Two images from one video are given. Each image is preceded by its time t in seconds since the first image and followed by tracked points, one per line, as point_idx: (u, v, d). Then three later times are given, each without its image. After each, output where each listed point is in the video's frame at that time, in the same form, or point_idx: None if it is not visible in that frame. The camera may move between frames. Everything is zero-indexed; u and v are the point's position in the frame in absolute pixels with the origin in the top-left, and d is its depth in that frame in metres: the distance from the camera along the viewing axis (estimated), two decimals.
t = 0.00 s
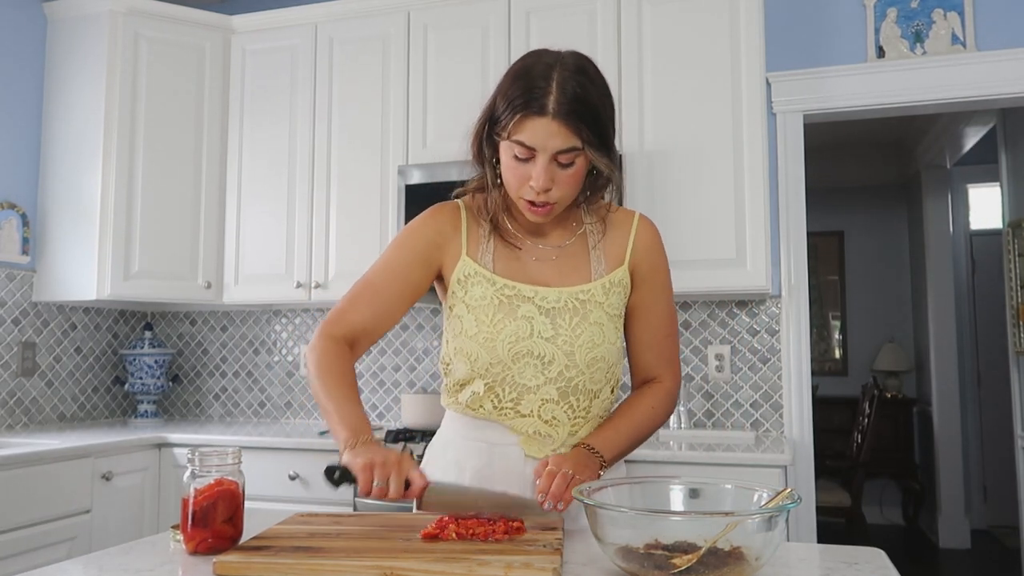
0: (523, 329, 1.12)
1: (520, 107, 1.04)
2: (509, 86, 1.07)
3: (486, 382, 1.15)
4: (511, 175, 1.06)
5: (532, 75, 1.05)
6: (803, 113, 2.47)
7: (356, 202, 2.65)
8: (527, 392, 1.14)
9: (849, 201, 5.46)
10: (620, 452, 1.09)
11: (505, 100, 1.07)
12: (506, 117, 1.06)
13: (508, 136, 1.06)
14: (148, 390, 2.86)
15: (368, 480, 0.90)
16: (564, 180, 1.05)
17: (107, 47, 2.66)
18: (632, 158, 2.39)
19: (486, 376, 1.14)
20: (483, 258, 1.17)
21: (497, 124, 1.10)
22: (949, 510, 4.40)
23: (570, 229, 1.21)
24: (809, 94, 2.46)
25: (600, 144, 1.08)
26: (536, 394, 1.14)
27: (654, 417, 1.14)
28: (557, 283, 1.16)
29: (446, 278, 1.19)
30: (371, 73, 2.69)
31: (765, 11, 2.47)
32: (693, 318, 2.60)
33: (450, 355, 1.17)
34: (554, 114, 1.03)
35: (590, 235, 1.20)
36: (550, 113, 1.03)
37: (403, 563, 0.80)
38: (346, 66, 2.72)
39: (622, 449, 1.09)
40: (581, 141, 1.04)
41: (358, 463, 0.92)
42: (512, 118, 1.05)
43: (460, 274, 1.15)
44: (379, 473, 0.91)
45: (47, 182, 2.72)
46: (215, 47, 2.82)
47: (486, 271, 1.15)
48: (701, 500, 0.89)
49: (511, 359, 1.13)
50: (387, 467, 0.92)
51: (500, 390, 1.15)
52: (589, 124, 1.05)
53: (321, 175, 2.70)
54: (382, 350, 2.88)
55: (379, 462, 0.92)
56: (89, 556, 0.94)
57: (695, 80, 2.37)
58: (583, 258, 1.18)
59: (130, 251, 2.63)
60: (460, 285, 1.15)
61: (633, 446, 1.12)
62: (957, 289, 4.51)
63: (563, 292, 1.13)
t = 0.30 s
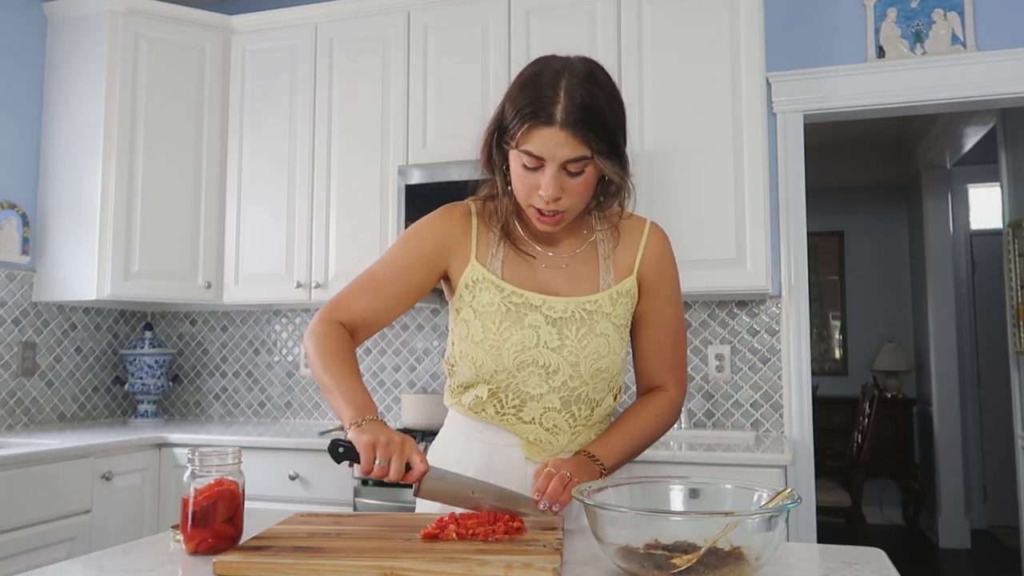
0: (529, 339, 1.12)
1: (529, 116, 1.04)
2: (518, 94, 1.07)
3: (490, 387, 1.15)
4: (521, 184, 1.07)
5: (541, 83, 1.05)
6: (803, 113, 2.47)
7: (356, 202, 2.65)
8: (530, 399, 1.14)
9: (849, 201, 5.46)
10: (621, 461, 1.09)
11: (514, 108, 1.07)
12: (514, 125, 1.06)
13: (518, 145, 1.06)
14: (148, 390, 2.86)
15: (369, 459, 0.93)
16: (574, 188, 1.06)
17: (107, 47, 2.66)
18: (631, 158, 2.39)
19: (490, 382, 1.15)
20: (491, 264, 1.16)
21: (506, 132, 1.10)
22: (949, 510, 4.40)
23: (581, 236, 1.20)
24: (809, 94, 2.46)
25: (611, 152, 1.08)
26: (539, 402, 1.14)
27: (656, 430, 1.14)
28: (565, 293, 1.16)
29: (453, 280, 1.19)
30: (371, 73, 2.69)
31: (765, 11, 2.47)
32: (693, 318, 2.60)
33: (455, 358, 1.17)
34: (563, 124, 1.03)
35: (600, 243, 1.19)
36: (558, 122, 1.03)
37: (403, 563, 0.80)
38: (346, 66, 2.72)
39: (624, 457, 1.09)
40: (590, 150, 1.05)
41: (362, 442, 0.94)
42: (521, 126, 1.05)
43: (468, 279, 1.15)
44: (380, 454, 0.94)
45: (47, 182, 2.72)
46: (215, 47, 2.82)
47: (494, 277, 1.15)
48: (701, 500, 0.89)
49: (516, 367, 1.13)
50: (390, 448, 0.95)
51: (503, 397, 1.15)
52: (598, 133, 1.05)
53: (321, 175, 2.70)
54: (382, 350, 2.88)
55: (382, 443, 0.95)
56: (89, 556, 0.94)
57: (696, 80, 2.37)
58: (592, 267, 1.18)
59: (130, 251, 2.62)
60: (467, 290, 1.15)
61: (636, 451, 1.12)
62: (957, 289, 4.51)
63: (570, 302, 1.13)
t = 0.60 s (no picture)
0: (528, 347, 1.12)
1: (527, 126, 1.03)
2: (517, 102, 1.06)
3: (491, 394, 1.15)
4: (519, 194, 1.07)
5: (540, 91, 1.05)
6: (803, 113, 2.47)
7: (355, 202, 2.65)
8: (530, 405, 1.15)
9: (849, 201, 5.45)
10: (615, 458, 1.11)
11: (512, 116, 1.06)
12: (512, 134, 1.06)
13: (515, 154, 1.06)
14: (148, 390, 2.86)
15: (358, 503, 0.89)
16: (570, 200, 1.06)
17: (107, 47, 2.66)
18: (631, 158, 2.39)
19: (490, 390, 1.15)
20: (489, 273, 1.16)
21: (503, 139, 1.09)
22: (949, 510, 4.40)
23: (578, 241, 1.21)
24: (809, 94, 2.46)
25: (609, 164, 1.08)
26: (539, 407, 1.15)
27: (651, 428, 1.15)
28: (563, 299, 1.16)
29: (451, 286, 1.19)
30: (371, 73, 2.69)
31: (765, 10, 2.47)
32: (693, 318, 2.60)
33: (454, 365, 1.17)
34: (561, 135, 1.02)
35: (598, 248, 1.20)
36: (557, 134, 1.03)
37: (403, 563, 0.80)
38: (346, 66, 2.72)
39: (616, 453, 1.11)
40: (589, 161, 1.04)
41: (346, 487, 0.90)
42: (519, 135, 1.04)
43: (466, 288, 1.15)
44: (367, 494, 0.90)
45: (47, 182, 2.72)
46: (215, 47, 2.82)
47: (492, 286, 1.15)
48: (701, 500, 0.88)
49: (516, 375, 1.13)
50: (377, 486, 0.91)
51: (504, 403, 1.15)
52: (596, 143, 1.05)
53: (321, 175, 2.70)
54: (382, 350, 2.88)
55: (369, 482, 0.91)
56: (89, 556, 0.94)
57: (697, 80, 2.37)
58: (590, 271, 1.18)
59: (130, 252, 2.62)
60: (465, 299, 1.15)
61: (627, 448, 1.13)
62: (957, 289, 4.51)
63: (570, 308, 1.13)
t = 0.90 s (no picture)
0: (531, 345, 1.12)
1: (521, 130, 1.03)
2: (511, 105, 1.06)
3: (493, 394, 1.15)
4: (514, 196, 1.07)
5: (533, 94, 1.05)
6: (803, 113, 2.47)
7: (355, 203, 2.66)
8: (533, 404, 1.15)
9: (849, 201, 5.45)
10: (617, 456, 1.11)
11: (507, 118, 1.06)
12: (506, 138, 1.06)
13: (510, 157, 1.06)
14: (148, 390, 2.86)
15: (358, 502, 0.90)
16: (566, 203, 1.07)
17: (107, 47, 2.66)
18: (631, 158, 2.39)
19: (492, 389, 1.15)
20: (489, 271, 1.17)
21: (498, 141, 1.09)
22: (948, 510, 4.40)
23: (576, 240, 1.21)
24: (810, 94, 2.46)
25: (604, 166, 1.08)
26: (542, 407, 1.15)
27: (650, 426, 1.16)
28: (564, 297, 1.16)
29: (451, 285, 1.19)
30: (371, 73, 2.69)
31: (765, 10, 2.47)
32: (693, 318, 2.60)
33: (455, 365, 1.17)
34: (555, 139, 1.02)
35: (596, 248, 1.20)
36: (550, 138, 1.02)
37: (403, 563, 0.80)
38: (346, 66, 2.72)
39: (618, 451, 1.11)
40: (584, 165, 1.05)
41: (346, 487, 0.91)
42: (513, 139, 1.04)
43: (467, 287, 1.15)
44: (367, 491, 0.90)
45: (47, 182, 2.72)
46: (215, 47, 2.81)
47: (493, 285, 1.15)
48: (701, 500, 0.89)
49: (520, 373, 1.13)
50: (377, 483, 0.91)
51: (506, 402, 1.15)
52: (591, 147, 1.05)
53: (321, 175, 2.70)
54: (382, 349, 2.88)
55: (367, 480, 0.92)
56: (89, 556, 0.94)
57: (698, 81, 2.37)
58: (589, 270, 1.18)
59: (131, 251, 2.63)
60: (466, 297, 1.15)
61: (628, 447, 1.13)
62: (957, 289, 4.51)
63: (571, 306, 1.13)
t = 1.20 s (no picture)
0: (532, 342, 1.12)
1: (516, 133, 1.04)
2: (506, 107, 1.06)
3: (494, 393, 1.14)
4: (510, 198, 1.08)
5: (528, 97, 1.05)
6: (803, 113, 2.47)
7: (355, 203, 2.66)
8: (535, 403, 1.14)
9: (849, 201, 5.45)
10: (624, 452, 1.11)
11: (502, 121, 1.07)
12: (502, 140, 1.06)
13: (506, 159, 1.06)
14: (148, 391, 2.85)
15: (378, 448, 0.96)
16: (563, 204, 1.07)
17: (107, 47, 2.66)
18: (631, 158, 2.39)
19: (494, 388, 1.14)
20: (489, 269, 1.16)
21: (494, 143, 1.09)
22: (948, 510, 4.40)
23: (575, 239, 1.21)
24: (810, 94, 2.46)
25: (599, 168, 1.09)
26: (544, 405, 1.14)
27: (655, 423, 1.16)
28: (564, 294, 1.16)
29: (449, 285, 1.19)
30: (371, 73, 2.69)
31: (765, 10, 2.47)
32: (693, 318, 2.60)
33: (456, 364, 1.17)
34: (550, 142, 1.03)
35: (595, 245, 1.20)
36: (545, 140, 1.03)
37: (403, 563, 0.80)
38: (346, 66, 2.72)
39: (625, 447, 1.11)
40: (579, 166, 1.05)
41: (370, 436, 0.97)
42: (508, 141, 1.05)
43: (467, 286, 1.15)
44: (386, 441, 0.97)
45: (48, 182, 2.72)
46: (215, 46, 2.81)
47: (493, 282, 1.15)
48: (701, 500, 0.89)
49: (521, 371, 1.12)
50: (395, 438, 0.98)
51: (509, 401, 1.14)
52: (586, 149, 1.05)
53: (321, 175, 2.70)
54: (382, 349, 2.88)
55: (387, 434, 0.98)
56: (89, 556, 0.94)
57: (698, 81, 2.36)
58: (589, 268, 1.18)
59: (131, 251, 2.62)
60: (466, 295, 1.15)
61: (635, 444, 1.13)
62: (956, 289, 4.52)
63: (571, 303, 1.13)
